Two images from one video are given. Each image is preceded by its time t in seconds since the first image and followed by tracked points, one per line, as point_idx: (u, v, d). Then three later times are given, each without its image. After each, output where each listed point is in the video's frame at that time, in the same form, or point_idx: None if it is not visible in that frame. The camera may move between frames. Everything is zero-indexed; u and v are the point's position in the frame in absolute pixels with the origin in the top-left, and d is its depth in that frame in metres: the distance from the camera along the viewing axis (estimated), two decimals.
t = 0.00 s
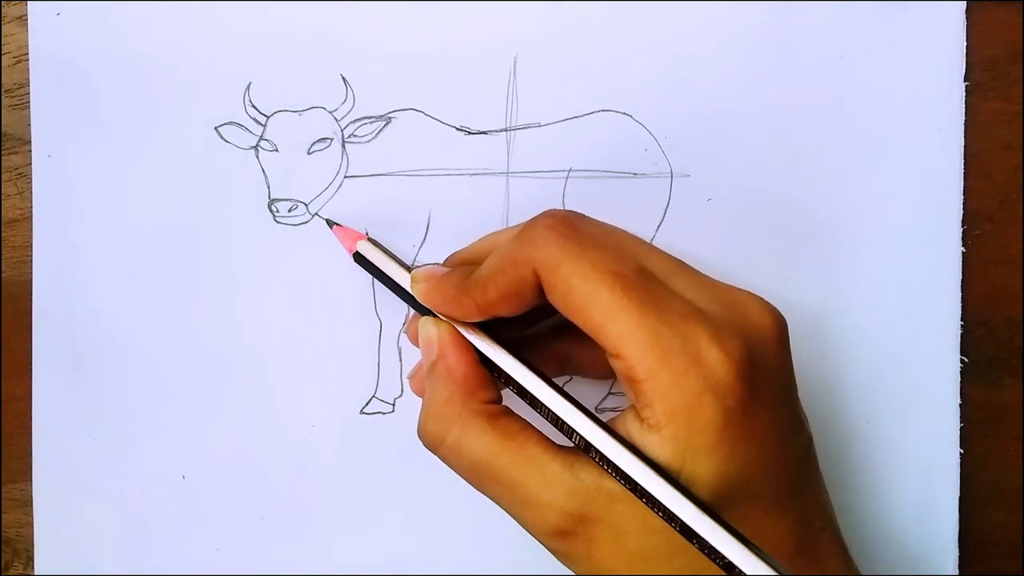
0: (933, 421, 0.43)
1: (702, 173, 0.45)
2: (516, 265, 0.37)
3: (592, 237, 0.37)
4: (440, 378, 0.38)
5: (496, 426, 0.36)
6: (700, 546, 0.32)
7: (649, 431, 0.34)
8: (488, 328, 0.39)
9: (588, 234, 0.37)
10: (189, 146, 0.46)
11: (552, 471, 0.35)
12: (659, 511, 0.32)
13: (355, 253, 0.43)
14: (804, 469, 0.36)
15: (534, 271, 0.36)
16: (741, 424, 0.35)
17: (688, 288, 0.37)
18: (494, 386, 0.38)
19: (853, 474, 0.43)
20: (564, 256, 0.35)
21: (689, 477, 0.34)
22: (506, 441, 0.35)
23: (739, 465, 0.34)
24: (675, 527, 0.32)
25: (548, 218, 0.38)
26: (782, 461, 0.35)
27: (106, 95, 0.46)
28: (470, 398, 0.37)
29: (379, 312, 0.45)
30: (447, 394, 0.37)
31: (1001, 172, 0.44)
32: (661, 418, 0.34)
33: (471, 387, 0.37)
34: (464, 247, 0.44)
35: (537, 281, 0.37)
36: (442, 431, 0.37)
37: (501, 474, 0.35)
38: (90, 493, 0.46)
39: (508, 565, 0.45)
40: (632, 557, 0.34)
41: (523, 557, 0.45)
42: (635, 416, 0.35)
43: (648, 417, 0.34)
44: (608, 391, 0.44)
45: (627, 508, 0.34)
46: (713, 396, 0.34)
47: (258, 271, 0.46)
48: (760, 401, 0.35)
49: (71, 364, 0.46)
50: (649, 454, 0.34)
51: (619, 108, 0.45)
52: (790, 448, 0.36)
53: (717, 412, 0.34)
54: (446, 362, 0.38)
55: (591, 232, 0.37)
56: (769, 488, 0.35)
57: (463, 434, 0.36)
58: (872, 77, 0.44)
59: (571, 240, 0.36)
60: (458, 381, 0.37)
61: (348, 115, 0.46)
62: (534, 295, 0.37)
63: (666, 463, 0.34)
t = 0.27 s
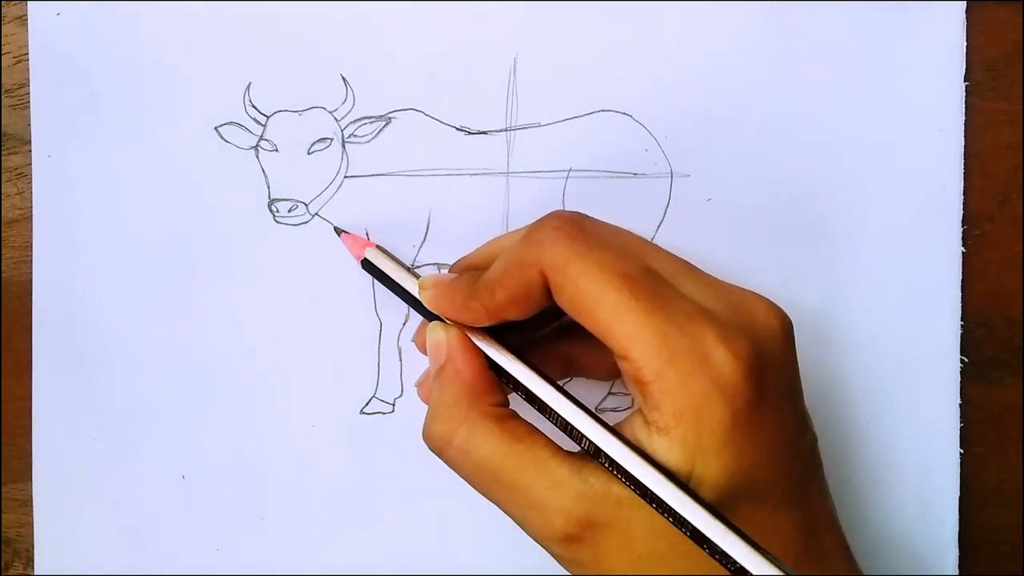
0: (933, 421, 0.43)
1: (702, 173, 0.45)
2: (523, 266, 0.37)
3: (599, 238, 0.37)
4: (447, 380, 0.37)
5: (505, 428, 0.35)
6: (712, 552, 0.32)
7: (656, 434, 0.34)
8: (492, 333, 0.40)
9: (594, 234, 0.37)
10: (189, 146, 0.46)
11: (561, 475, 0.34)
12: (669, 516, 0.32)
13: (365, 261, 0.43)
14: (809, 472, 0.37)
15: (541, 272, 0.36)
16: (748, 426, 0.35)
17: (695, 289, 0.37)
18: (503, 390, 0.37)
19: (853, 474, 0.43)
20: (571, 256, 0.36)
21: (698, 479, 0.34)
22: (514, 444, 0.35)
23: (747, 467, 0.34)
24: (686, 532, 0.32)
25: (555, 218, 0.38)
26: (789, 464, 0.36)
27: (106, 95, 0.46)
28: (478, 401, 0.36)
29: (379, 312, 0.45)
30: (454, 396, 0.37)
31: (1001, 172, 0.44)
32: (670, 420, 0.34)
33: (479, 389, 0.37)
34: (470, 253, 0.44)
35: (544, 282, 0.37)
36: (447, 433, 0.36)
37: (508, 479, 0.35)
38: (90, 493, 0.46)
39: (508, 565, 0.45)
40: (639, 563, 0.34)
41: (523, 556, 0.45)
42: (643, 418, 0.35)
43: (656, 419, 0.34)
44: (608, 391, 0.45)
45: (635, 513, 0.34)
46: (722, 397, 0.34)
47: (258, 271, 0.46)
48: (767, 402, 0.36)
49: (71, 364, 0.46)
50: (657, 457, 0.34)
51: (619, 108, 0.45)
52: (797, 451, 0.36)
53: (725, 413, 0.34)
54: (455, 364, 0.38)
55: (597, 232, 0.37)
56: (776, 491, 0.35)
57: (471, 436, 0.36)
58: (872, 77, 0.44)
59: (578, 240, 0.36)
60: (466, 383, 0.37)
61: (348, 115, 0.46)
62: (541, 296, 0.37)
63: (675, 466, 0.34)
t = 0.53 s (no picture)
0: (931, 421, 0.43)
1: (702, 173, 0.45)
2: (529, 272, 0.37)
3: (601, 241, 0.37)
4: (458, 389, 0.37)
5: (517, 436, 0.35)
6: (735, 561, 0.31)
7: (667, 440, 0.34)
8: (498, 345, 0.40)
9: (596, 238, 0.37)
10: (189, 146, 0.46)
11: (573, 485, 0.33)
12: (689, 526, 0.32)
13: (376, 282, 0.42)
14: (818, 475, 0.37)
15: (546, 277, 0.37)
16: (758, 429, 0.35)
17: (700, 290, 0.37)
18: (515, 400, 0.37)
19: (852, 474, 0.43)
20: (575, 261, 0.36)
21: (712, 485, 0.34)
22: (527, 452, 0.34)
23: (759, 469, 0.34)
24: (707, 542, 0.32)
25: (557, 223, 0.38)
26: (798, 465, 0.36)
27: (106, 95, 0.46)
28: (489, 408, 0.36)
29: (379, 312, 0.45)
30: (465, 404, 0.36)
31: (1002, 172, 0.44)
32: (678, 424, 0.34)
33: (490, 397, 0.36)
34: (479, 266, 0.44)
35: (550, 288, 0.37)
36: (456, 442, 0.36)
37: (520, 488, 0.34)
38: (91, 493, 0.46)
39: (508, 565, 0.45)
40: None
41: (523, 556, 0.45)
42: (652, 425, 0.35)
43: (665, 425, 0.34)
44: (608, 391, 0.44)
45: (649, 523, 0.33)
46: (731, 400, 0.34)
47: (258, 271, 0.46)
48: (775, 404, 0.36)
49: (71, 365, 0.46)
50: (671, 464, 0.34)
51: (619, 108, 0.45)
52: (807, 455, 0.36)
53: (735, 415, 0.34)
54: (466, 372, 0.37)
55: (600, 235, 0.37)
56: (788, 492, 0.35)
57: (482, 444, 0.35)
58: (872, 78, 0.44)
59: (581, 244, 0.36)
60: (477, 391, 0.36)
61: (348, 115, 0.46)
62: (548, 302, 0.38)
63: (689, 473, 0.33)
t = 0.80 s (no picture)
0: (931, 421, 0.43)
1: (701, 173, 0.45)
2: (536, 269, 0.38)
3: (610, 238, 0.37)
4: (466, 386, 0.37)
5: (524, 436, 0.35)
6: (746, 551, 0.31)
7: (674, 435, 0.34)
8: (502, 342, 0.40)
9: (604, 235, 0.37)
10: (189, 146, 0.46)
11: (579, 485, 0.33)
12: (699, 517, 0.32)
13: (379, 281, 0.43)
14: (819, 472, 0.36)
15: (553, 273, 0.37)
16: (767, 424, 0.35)
17: (704, 288, 0.38)
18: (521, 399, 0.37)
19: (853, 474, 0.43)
20: (583, 258, 0.36)
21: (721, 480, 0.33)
22: (534, 452, 0.34)
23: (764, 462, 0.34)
24: (716, 531, 0.31)
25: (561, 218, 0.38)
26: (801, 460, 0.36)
27: (106, 95, 0.46)
28: (496, 408, 0.36)
29: (379, 312, 0.45)
30: (473, 402, 0.36)
31: (1002, 172, 0.44)
32: (686, 418, 0.34)
33: (497, 396, 0.36)
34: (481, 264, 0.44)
35: (556, 284, 0.37)
36: (462, 442, 0.36)
37: (525, 488, 0.34)
38: (91, 492, 0.46)
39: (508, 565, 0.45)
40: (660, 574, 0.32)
41: (523, 556, 0.45)
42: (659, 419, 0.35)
43: (673, 420, 0.34)
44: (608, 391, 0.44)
45: (655, 521, 0.33)
46: (739, 393, 0.34)
47: (259, 271, 0.46)
48: (780, 398, 0.35)
49: (71, 365, 0.46)
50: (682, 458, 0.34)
51: (619, 109, 0.45)
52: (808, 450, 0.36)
53: (742, 409, 0.34)
54: (473, 372, 0.37)
55: (607, 232, 0.38)
56: (789, 485, 0.35)
57: (488, 444, 0.35)
58: (872, 78, 0.44)
59: (589, 242, 0.37)
60: (482, 390, 0.36)
61: (348, 115, 0.46)
62: (553, 298, 0.38)
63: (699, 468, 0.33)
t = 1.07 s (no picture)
0: (931, 421, 0.43)
1: (701, 173, 0.45)
2: (539, 267, 0.37)
3: (613, 236, 0.37)
4: (469, 380, 0.37)
5: (525, 431, 0.34)
6: (745, 545, 0.31)
7: (677, 433, 0.34)
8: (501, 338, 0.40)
9: (608, 232, 0.37)
10: (189, 146, 0.46)
11: (580, 479, 0.33)
12: (699, 511, 0.31)
13: (382, 273, 0.42)
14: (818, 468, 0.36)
15: (556, 271, 0.37)
16: (769, 422, 0.35)
17: (707, 286, 0.37)
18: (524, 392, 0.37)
19: (852, 473, 0.43)
20: (587, 256, 0.36)
21: (724, 478, 0.33)
22: (535, 447, 0.34)
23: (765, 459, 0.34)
24: (717, 526, 0.31)
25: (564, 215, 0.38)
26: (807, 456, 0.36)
27: (107, 96, 0.46)
28: (498, 402, 0.36)
29: (379, 312, 0.45)
30: (476, 395, 0.36)
31: (1002, 171, 0.44)
32: (688, 416, 0.34)
33: (500, 390, 0.36)
34: (482, 261, 0.43)
35: (559, 282, 0.37)
36: (464, 435, 0.36)
37: (527, 482, 0.34)
38: (91, 492, 0.46)
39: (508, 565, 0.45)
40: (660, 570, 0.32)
41: (523, 556, 0.45)
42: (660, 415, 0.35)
43: (675, 417, 0.34)
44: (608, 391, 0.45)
45: (655, 517, 0.33)
46: (741, 392, 0.34)
47: (259, 271, 0.46)
48: (781, 396, 0.35)
49: (72, 365, 0.46)
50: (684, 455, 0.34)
51: (618, 108, 0.45)
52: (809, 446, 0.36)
53: (744, 408, 0.34)
54: (477, 365, 0.37)
55: (612, 230, 0.37)
56: (791, 481, 0.35)
57: (490, 438, 0.35)
58: (872, 78, 0.44)
59: (594, 240, 0.36)
60: (486, 384, 0.36)
61: (348, 115, 0.46)
62: (556, 295, 0.38)
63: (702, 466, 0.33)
